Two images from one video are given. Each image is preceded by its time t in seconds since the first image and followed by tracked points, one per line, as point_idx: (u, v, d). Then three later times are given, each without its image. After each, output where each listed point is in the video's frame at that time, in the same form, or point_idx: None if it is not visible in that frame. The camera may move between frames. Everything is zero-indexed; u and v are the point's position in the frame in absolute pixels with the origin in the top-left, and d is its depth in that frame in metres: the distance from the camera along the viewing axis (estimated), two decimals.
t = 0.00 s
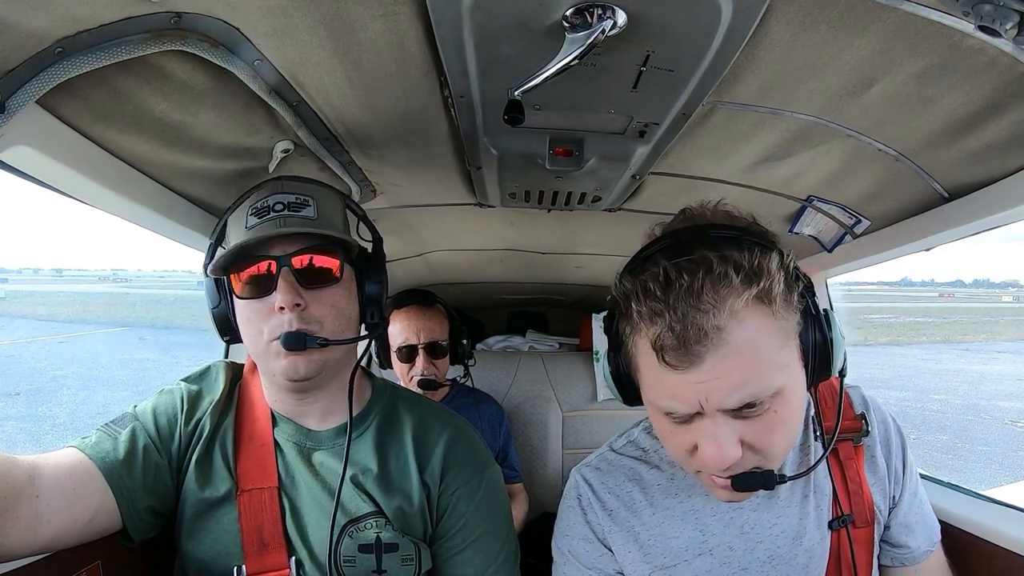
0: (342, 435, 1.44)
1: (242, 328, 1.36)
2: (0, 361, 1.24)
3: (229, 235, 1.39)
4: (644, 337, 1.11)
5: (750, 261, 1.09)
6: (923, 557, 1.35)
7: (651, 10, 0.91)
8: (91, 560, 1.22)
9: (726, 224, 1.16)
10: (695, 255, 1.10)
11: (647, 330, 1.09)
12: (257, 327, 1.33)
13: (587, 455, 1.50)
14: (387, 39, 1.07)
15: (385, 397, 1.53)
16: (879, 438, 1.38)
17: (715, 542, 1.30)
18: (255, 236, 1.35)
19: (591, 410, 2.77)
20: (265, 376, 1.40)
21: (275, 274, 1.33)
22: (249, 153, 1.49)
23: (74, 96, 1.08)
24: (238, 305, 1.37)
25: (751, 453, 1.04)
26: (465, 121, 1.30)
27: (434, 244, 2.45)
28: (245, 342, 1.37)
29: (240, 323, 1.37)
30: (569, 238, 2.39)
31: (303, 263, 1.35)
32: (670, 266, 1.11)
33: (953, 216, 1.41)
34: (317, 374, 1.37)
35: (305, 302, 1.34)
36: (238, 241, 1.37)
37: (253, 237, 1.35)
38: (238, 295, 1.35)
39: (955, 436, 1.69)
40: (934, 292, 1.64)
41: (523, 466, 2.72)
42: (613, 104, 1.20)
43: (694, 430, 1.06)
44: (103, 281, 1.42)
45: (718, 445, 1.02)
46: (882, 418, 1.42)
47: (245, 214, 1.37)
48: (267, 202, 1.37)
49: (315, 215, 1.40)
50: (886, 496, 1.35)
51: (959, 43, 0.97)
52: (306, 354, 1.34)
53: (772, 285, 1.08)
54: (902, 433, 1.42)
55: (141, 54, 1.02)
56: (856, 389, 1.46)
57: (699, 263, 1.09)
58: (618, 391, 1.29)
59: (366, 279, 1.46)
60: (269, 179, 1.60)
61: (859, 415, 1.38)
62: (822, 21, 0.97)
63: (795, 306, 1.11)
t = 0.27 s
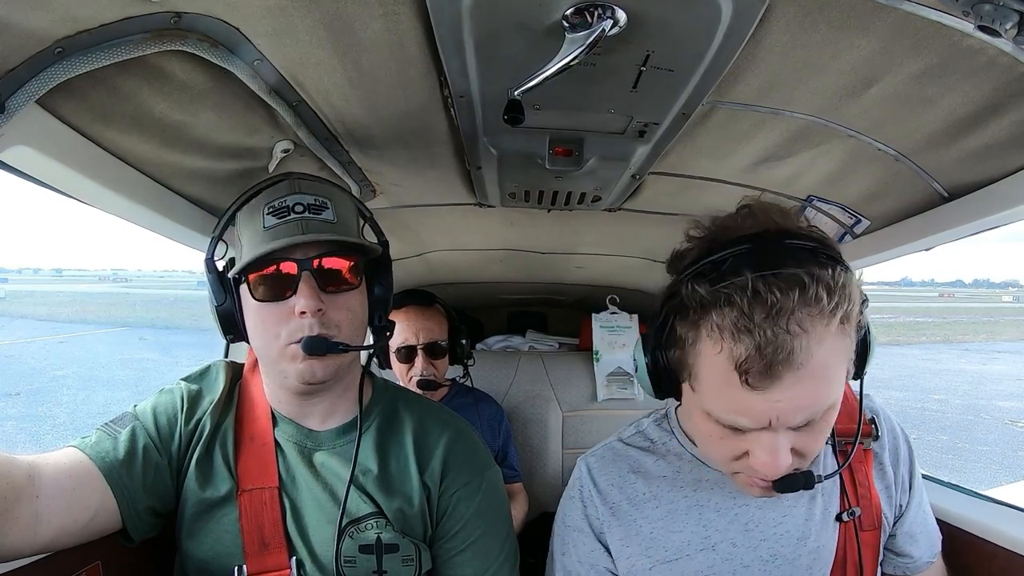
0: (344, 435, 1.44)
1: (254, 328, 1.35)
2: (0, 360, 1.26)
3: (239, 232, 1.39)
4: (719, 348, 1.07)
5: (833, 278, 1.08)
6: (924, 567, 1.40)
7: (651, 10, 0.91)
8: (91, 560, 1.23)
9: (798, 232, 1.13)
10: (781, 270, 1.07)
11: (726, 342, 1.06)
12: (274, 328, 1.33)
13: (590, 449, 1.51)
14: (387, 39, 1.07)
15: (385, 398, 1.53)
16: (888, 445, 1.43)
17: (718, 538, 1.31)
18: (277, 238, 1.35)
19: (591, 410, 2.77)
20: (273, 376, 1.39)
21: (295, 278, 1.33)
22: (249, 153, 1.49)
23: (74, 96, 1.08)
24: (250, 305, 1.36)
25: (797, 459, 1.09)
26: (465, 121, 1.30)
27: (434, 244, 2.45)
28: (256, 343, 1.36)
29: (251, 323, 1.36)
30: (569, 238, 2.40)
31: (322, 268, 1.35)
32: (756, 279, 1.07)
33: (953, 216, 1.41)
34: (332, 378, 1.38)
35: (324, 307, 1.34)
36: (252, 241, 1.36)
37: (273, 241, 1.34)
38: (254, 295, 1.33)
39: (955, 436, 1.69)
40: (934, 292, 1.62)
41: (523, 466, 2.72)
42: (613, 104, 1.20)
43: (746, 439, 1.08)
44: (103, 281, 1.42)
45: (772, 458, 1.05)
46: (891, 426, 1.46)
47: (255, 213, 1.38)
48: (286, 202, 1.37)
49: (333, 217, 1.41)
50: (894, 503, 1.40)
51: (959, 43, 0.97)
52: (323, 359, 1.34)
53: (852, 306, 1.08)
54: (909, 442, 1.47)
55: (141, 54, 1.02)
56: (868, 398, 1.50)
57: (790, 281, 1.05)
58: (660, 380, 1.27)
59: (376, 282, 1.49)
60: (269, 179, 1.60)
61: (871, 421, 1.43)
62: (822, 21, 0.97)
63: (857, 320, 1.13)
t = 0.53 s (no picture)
0: (344, 436, 1.44)
1: (258, 335, 1.34)
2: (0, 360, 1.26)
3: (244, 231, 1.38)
4: (775, 352, 1.05)
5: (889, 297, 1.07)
6: (928, 562, 1.43)
7: (651, 10, 0.91)
8: (91, 560, 1.24)
9: (854, 243, 1.11)
10: (849, 283, 1.05)
11: (784, 347, 1.04)
12: (279, 339, 1.32)
13: (593, 439, 1.51)
14: (387, 39, 1.07)
15: (385, 399, 1.53)
16: (889, 445, 1.43)
17: (719, 525, 1.33)
18: (283, 246, 1.33)
19: (592, 410, 2.78)
20: (274, 382, 1.38)
21: (302, 291, 1.32)
22: (249, 153, 1.49)
23: (74, 96, 1.08)
24: (254, 312, 1.34)
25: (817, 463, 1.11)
26: (465, 121, 1.30)
27: (434, 244, 2.45)
28: (258, 350, 1.35)
29: (255, 329, 1.35)
30: (569, 238, 2.39)
31: (329, 281, 1.34)
32: (825, 288, 1.04)
33: (953, 216, 1.41)
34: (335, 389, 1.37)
35: (330, 320, 1.33)
36: (254, 248, 1.34)
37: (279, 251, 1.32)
38: (258, 304, 1.32)
39: (955, 436, 1.68)
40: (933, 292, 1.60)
41: (523, 466, 2.71)
42: (612, 105, 1.20)
43: (777, 440, 1.08)
44: (103, 281, 1.42)
45: (801, 462, 1.06)
46: (892, 425, 1.47)
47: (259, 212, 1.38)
48: (294, 210, 1.37)
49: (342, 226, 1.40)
50: (896, 501, 1.41)
51: (959, 43, 0.97)
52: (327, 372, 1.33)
53: (899, 325, 1.09)
54: (910, 441, 1.48)
55: (141, 54, 1.02)
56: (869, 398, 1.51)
57: (857, 296, 1.04)
58: (695, 375, 1.23)
59: (378, 285, 1.47)
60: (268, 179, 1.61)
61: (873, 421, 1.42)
62: (822, 21, 0.97)
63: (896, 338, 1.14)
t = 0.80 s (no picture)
0: (344, 434, 1.44)
1: (264, 333, 1.33)
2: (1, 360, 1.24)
3: (252, 228, 1.38)
4: (800, 355, 1.04)
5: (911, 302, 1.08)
6: (927, 563, 1.43)
7: (651, 9, 0.91)
8: (91, 560, 1.24)
9: (873, 245, 1.11)
10: (874, 287, 1.05)
11: (809, 350, 1.03)
12: (285, 338, 1.31)
13: (596, 437, 1.51)
14: (388, 39, 1.07)
15: (385, 397, 1.53)
16: (890, 445, 1.44)
17: (723, 524, 1.33)
18: (291, 245, 1.34)
19: (591, 410, 2.78)
20: (278, 380, 1.38)
21: (309, 292, 1.32)
22: (249, 153, 1.49)
23: (74, 96, 1.08)
24: (260, 310, 1.34)
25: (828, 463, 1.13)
26: (465, 121, 1.30)
27: (434, 244, 2.45)
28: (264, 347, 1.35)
29: (260, 326, 1.34)
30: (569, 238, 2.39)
31: (337, 283, 1.34)
32: (850, 293, 1.04)
33: (953, 216, 1.41)
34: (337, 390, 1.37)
35: (336, 322, 1.33)
36: (266, 246, 1.36)
37: (286, 251, 1.33)
38: (265, 302, 1.32)
39: (955, 436, 1.68)
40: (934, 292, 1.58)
41: (522, 467, 2.71)
42: (612, 105, 1.20)
43: (792, 441, 1.09)
44: (103, 281, 1.42)
45: (815, 463, 1.08)
46: (892, 426, 1.48)
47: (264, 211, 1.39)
48: (306, 210, 1.37)
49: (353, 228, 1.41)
50: (897, 501, 1.41)
51: (959, 43, 0.97)
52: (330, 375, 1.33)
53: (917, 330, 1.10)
54: (911, 442, 1.48)
55: (141, 54, 1.02)
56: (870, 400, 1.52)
57: (883, 301, 1.04)
58: (709, 373, 1.20)
59: (383, 286, 1.45)
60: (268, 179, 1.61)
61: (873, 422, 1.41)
62: (823, 21, 0.97)
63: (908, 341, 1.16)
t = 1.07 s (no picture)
0: (345, 435, 1.44)
1: (261, 333, 1.33)
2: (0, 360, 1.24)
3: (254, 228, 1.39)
4: (796, 357, 1.04)
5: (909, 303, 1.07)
6: (927, 563, 1.43)
7: (651, 9, 0.91)
8: (91, 560, 1.24)
9: (872, 247, 1.11)
10: (871, 289, 1.04)
11: (805, 352, 1.03)
12: (281, 338, 1.31)
13: (595, 438, 1.51)
14: (388, 39, 1.07)
15: (385, 399, 1.53)
16: (889, 446, 1.44)
17: (721, 525, 1.33)
18: (291, 243, 1.34)
19: (591, 410, 2.78)
20: (275, 382, 1.37)
21: (307, 292, 1.32)
22: (249, 153, 1.49)
23: (74, 96, 1.08)
24: (258, 309, 1.34)
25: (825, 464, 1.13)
26: (465, 121, 1.30)
27: (434, 244, 2.45)
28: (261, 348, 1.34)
29: (258, 326, 1.34)
30: (569, 238, 2.40)
31: (336, 284, 1.34)
32: (846, 295, 1.04)
33: (953, 216, 1.41)
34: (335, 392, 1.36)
35: (334, 322, 1.33)
36: (266, 243, 1.35)
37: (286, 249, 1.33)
38: (263, 301, 1.32)
39: (955, 436, 1.68)
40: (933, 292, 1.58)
41: (522, 467, 2.71)
42: (612, 104, 1.20)
43: (789, 443, 1.09)
44: (103, 281, 1.42)
45: (812, 465, 1.08)
46: (892, 426, 1.48)
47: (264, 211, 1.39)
48: (307, 208, 1.38)
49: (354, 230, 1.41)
50: (896, 501, 1.41)
51: (959, 43, 0.97)
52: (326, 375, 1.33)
53: (915, 332, 1.09)
54: (911, 442, 1.48)
55: (141, 54, 1.02)
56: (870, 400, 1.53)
57: (880, 303, 1.03)
58: (706, 375, 1.21)
59: (384, 289, 1.45)
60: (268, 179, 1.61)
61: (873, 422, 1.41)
62: (822, 21, 0.97)
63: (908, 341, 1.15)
